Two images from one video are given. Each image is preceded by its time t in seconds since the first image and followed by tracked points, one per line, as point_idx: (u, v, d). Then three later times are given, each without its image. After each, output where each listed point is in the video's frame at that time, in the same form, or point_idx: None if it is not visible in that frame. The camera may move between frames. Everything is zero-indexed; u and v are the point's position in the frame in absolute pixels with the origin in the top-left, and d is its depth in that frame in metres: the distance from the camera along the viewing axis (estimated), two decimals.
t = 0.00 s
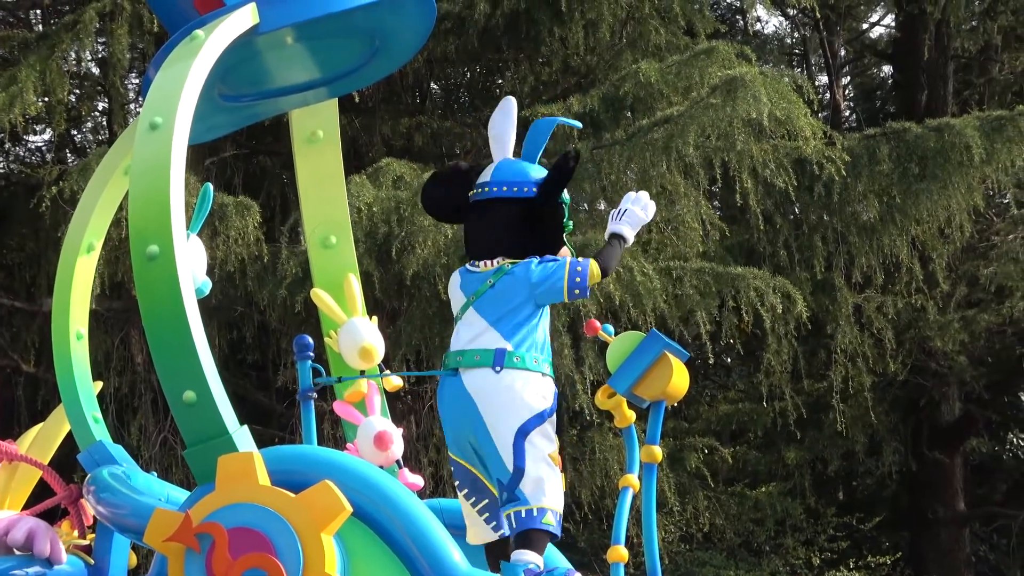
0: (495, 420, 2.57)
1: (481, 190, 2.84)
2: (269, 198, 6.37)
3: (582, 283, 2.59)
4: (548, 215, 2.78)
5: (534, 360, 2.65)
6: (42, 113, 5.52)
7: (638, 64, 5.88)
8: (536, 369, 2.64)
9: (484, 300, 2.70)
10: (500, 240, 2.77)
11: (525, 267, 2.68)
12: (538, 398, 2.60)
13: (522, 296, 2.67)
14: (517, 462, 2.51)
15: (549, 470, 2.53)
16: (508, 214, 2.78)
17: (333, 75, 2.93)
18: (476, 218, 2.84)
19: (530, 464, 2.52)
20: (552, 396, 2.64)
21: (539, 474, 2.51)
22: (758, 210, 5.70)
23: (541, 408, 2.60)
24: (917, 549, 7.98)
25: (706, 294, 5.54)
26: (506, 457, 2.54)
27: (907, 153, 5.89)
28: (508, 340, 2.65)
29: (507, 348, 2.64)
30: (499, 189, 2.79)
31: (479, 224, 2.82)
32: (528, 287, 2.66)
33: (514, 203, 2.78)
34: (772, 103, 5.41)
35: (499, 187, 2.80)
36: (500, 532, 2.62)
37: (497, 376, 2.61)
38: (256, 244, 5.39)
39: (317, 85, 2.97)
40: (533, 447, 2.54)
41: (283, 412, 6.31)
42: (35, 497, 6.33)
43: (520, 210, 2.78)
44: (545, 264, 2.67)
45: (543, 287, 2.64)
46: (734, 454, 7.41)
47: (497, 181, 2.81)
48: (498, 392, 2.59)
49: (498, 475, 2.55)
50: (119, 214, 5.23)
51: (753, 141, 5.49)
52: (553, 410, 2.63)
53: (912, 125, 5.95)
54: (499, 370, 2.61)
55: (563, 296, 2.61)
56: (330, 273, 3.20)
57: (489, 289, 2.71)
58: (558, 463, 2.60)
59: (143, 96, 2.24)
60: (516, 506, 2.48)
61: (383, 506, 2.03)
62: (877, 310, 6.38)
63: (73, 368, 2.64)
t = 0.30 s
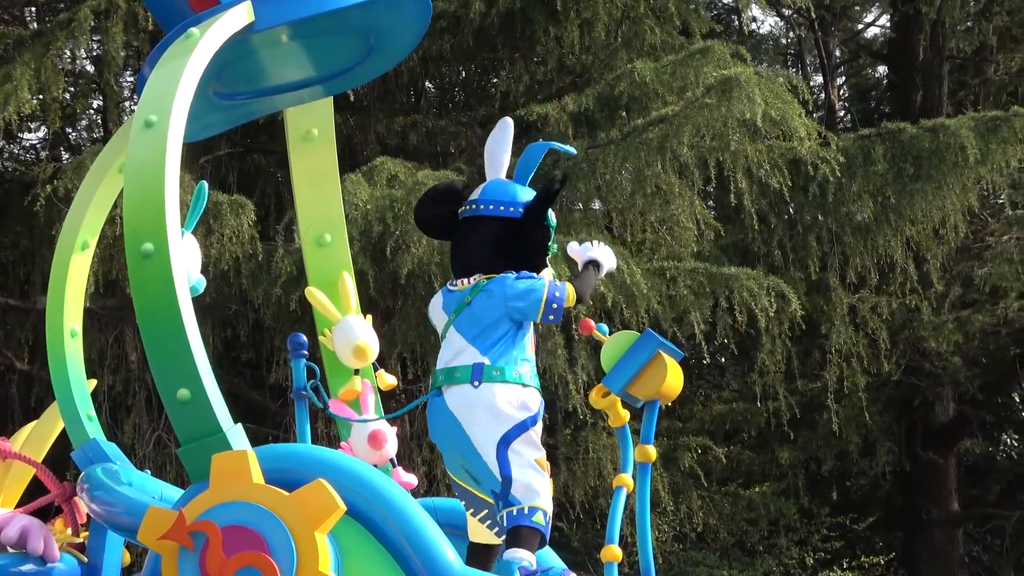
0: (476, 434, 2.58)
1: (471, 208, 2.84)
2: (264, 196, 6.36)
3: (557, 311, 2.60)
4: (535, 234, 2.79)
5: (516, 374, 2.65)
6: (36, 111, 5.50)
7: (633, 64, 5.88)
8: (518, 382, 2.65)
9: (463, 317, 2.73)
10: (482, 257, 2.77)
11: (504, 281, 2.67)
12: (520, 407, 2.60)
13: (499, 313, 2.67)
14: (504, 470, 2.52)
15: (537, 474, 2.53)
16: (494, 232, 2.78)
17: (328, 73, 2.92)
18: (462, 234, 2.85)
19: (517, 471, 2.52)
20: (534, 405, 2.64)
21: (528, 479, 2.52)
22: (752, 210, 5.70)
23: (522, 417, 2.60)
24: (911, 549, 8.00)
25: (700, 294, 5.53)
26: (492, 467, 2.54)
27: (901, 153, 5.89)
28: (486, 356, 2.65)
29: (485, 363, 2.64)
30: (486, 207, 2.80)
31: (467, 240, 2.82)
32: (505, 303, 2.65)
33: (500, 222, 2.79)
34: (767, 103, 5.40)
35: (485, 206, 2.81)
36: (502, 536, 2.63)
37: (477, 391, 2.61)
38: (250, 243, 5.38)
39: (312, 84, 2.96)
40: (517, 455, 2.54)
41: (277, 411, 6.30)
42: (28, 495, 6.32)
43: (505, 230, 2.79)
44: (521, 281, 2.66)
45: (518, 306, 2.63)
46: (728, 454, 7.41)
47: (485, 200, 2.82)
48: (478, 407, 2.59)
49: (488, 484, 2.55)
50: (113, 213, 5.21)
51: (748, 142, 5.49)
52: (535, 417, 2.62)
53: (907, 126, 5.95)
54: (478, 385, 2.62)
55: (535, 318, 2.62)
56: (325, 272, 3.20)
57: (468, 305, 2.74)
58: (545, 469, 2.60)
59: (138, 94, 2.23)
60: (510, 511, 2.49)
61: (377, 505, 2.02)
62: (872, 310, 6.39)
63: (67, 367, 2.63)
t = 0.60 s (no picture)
0: (443, 415, 2.46)
1: (451, 219, 2.78)
2: (258, 193, 6.35)
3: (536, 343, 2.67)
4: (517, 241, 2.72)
5: (494, 370, 2.54)
6: (30, 108, 5.49)
7: (628, 61, 5.88)
8: (494, 377, 2.53)
9: (456, 311, 2.62)
10: (469, 267, 2.69)
11: (502, 291, 2.66)
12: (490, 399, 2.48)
13: (494, 316, 2.61)
14: (460, 457, 2.40)
15: (491, 469, 2.41)
16: (476, 239, 2.72)
17: (322, 70, 2.91)
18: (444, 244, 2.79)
19: (473, 462, 2.40)
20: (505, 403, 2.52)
21: (480, 470, 2.39)
22: (747, 207, 5.71)
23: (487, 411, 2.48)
24: (905, 547, 8.01)
25: (694, 292, 5.53)
26: (449, 452, 2.42)
27: (896, 151, 5.91)
28: (469, 346, 2.55)
29: (467, 354, 2.53)
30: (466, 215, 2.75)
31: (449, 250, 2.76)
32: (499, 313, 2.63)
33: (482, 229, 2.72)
34: (761, 102, 5.40)
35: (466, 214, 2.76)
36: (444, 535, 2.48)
37: (453, 376, 2.49)
38: (244, 239, 5.37)
39: (306, 81, 2.95)
40: (477, 445, 2.42)
41: (271, 408, 6.29)
42: (21, 491, 6.30)
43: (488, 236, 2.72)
44: (521, 305, 2.67)
45: (512, 318, 2.63)
46: (722, 452, 7.42)
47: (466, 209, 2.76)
48: (450, 391, 2.47)
49: (441, 467, 2.43)
50: (107, 209, 5.20)
51: (742, 139, 5.48)
52: (502, 416, 2.50)
53: (902, 124, 5.98)
54: (455, 371, 2.50)
55: (517, 334, 2.64)
56: (319, 269, 3.19)
57: (463, 302, 2.64)
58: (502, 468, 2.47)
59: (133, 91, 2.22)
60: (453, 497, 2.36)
61: (371, 501, 2.00)
62: (866, 308, 6.40)
63: (61, 363, 2.61)
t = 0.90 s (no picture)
0: (419, 417, 2.46)
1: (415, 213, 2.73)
2: (252, 187, 6.34)
3: (492, 316, 2.51)
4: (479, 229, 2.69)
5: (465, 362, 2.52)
6: (25, 101, 5.46)
7: (623, 55, 5.86)
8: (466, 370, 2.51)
9: (421, 306, 2.59)
10: (435, 258, 2.67)
11: (463, 275, 2.58)
12: (462, 393, 2.48)
13: (455, 305, 2.56)
14: (443, 457, 2.40)
15: (476, 461, 2.41)
16: (440, 231, 2.68)
17: (317, 64, 2.90)
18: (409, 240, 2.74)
19: (456, 458, 2.40)
20: (479, 393, 2.51)
21: (464, 467, 2.38)
22: (741, 201, 5.71)
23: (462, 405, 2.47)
24: (899, 541, 8.03)
25: (689, 286, 5.53)
26: (430, 453, 2.42)
27: (890, 145, 5.90)
28: (434, 342, 2.53)
29: (435, 349, 2.52)
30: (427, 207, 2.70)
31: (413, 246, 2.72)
32: (457, 299, 2.56)
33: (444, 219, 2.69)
34: (755, 96, 5.39)
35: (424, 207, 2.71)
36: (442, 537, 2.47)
37: (423, 375, 2.49)
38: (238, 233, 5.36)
39: (300, 74, 2.94)
40: (458, 441, 2.41)
41: (265, 402, 6.29)
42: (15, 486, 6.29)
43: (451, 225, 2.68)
44: (482, 283, 2.57)
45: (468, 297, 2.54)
46: (716, 446, 7.42)
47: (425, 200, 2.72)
48: (422, 391, 2.47)
49: (425, 471, 2.43)
50: (102, 203, 5.18)
51: (737, 133, 5.47)
52: (480, 406, 2.50)
53: (897, 118, 5.98)
54: (425, 369, 2.50)
55: (472, 312, 2.54)
56: (313, 262, 3.18)
57: (426, 296, 2.60)
58: (489, 457, 2.47)
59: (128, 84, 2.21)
60: (444, 499, 2.36)
61: (365, 495, 1.99)
62: (860, 302, 6.41)
63: (56, 356, 2.61)
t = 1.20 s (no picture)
0: (383, 417, 2.54)
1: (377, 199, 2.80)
2: (246, 177, 6.32)
3: (459, 311, 2.56)
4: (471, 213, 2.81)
5: (420, 360, 2.55)
6: (18, 92, 5.44)
7: (617, 45, 5.84)
8: (422, 368, 2.55)
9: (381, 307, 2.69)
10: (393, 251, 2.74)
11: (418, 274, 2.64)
12: (414, 392, 2.51)
13: (412, 304, 2.62)
14: (405, 456, 2.48)
15: (438, 455, 2.46)
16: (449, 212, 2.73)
17: (310, 54, 2.88)
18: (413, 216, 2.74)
19: (417, 456, 2.46)
20: (438, 387, 2.53)
21: (428, 464, 2.45)
22: (735, 192, 5.71)
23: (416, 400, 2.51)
24: (892, 530, 8.06)
25: (683, 275, 5.55)
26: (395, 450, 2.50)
27: (884, 135, 5.90)
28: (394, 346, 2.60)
29: (391, 351, 2.60)
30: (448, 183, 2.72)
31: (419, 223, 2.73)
32: (413, 298, 2.62)
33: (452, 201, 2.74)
34: (750, 85, 5.38)
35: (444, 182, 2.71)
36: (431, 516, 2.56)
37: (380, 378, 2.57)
38: (232, 223, 5.34)
39: (294, 65, 2.93)
40: (418, 438, 2.47)
41: (259, 392, 6.28)
42: (8, 477, 6.28)
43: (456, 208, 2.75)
44: (438, 280, 2.62)
45: (423, 295, 2.60)
46: (710, 436, 7.42)
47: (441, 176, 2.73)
48: (383, 393, 2.55)
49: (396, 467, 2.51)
50: (95, 194, 5.16)
51: (731, 123, 5.47)
52: (443, 398, 2.52)
53: (891, 108, 5.97)
54: (382, 373, 2.58)
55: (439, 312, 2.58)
56: (307, 253, 3.17)
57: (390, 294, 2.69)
58: (458, 446, 2.49)
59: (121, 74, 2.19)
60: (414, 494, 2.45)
61: (360, 486, 1.96)
62: (854, 292, 6.42)
63: (49, 347, 2.60)
